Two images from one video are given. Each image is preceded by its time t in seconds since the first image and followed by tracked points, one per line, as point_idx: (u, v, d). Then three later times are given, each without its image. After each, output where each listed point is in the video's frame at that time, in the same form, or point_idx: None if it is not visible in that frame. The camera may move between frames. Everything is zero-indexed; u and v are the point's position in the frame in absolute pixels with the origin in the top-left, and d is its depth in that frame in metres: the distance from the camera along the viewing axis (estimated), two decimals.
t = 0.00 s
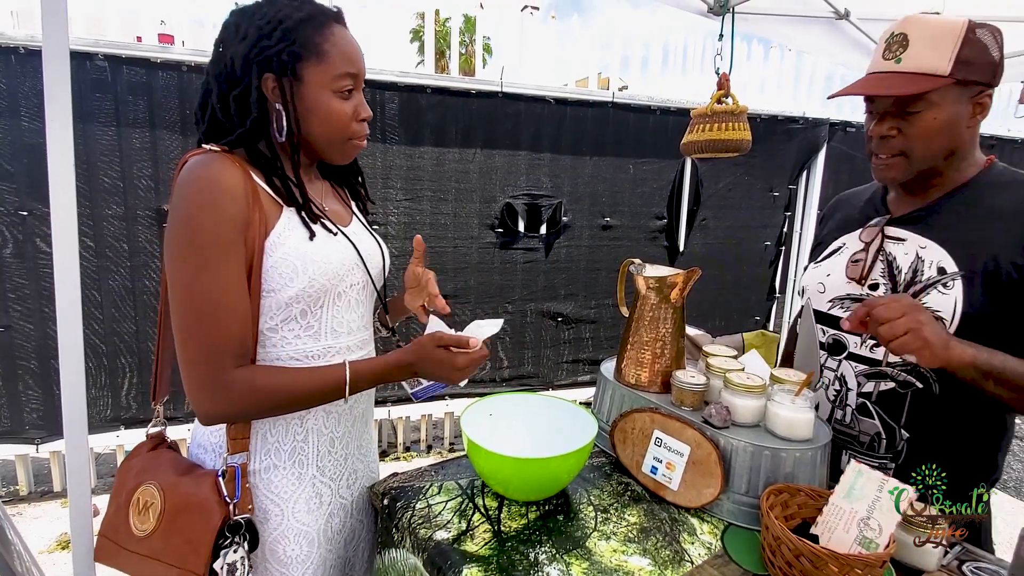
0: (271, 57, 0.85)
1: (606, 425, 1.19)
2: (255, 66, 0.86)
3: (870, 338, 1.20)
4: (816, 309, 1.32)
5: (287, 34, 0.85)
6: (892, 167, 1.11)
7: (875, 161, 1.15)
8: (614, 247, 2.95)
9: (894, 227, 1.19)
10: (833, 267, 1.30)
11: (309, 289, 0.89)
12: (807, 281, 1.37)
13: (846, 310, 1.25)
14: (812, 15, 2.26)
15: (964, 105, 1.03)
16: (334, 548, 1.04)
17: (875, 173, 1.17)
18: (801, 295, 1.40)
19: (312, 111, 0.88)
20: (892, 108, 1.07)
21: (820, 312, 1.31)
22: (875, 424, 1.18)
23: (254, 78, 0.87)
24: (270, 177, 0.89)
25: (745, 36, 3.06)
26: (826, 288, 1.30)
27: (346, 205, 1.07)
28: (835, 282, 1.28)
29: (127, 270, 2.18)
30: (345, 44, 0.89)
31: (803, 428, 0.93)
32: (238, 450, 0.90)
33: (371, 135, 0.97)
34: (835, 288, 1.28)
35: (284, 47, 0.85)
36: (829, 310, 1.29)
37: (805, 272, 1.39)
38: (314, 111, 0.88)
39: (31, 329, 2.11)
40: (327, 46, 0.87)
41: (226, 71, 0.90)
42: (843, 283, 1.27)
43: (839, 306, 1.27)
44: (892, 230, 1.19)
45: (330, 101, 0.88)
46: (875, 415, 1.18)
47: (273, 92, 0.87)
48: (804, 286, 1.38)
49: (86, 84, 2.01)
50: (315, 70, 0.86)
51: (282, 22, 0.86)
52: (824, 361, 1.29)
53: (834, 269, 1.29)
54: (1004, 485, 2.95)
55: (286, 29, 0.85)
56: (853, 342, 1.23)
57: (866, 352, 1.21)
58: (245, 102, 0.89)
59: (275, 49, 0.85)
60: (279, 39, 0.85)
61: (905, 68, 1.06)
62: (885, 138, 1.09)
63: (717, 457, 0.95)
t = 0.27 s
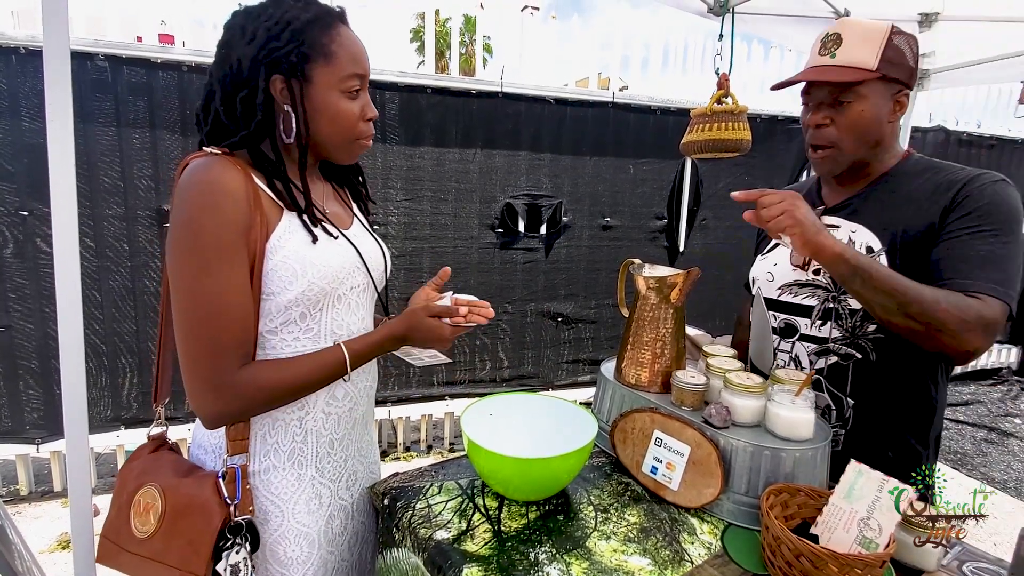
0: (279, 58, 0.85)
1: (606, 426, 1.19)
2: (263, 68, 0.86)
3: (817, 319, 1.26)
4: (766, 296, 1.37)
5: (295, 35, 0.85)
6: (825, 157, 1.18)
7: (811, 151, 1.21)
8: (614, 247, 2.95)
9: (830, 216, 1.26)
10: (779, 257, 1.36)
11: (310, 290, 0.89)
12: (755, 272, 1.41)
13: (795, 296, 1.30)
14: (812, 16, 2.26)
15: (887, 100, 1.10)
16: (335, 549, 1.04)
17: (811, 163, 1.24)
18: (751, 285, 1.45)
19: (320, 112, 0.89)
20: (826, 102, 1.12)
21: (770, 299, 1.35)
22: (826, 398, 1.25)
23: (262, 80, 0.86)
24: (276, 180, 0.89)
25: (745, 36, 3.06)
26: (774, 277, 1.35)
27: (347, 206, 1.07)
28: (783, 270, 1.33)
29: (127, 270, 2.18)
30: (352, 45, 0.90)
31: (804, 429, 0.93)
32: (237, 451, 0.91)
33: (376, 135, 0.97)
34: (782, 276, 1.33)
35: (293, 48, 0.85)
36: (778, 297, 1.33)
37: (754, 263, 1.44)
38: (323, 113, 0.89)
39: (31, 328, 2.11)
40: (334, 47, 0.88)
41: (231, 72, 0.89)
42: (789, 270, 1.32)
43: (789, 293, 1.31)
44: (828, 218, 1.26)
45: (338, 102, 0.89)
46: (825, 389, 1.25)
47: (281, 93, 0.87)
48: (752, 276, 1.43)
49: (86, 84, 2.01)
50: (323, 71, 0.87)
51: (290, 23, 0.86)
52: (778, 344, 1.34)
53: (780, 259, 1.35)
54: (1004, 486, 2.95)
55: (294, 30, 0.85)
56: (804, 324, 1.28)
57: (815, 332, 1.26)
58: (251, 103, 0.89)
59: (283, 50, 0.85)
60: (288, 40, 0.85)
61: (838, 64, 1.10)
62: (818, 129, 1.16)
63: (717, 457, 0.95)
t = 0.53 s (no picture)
0: (282, 61, 0.85)
1: (605, 426, 1.20)
2: (267, 70, 0.86)
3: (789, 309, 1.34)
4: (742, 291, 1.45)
5: (300, 38, 0.86)
6: (805, 159, 1.27)
7: (790, 156, 1.30)
8: (614, 248, 2.96)
9: (800, 211, 1.34)
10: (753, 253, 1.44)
11: (311, 292, 0.90)
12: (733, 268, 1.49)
13: (769, 289, 1.39)
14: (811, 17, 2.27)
15: (857, 105, 1.20)
16: (334, 551, 1.04)
17: (787, 165, 1.33)
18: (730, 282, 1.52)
19: (323, 114, 0.89)
20: (804, 108, 1.22)
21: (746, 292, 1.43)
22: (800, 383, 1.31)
23: (266, 82, 0.86)
24: (277, 183, 0.90)
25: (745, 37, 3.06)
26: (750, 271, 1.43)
27: (346, 209, 1.08)
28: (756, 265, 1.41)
29: (128, 271, 2.18)
30: (354, 47, 0.91)
31: (802, 429, 0.94)
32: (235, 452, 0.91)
33: (377, 138, 0.98)
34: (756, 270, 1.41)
35: (297, 50, 0.85)
36: (754, 290, 1.42)
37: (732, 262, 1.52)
38: (326, 115, 0.89)
39: (32, 329, 2.11)
40: (337, 49, 0.88)
41: (234, 73, 0.90)
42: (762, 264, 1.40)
43: (763, 285, 1.40)
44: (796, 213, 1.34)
45: (340, 104, 0.89)
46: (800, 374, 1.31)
47: (285, 95, 0.87)
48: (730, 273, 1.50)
49: (87, 85, 2.02)
50: (326, 73, 0.87)
51: (294, 26, 0.86)
52: (754, 335, 1.41)
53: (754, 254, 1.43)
54: (1003, 486, 2.96)
55: (299, 33, 0.86)
56: (777, 314, 1.36)
57: (786, 321, 1.34)
58: (253, 105, 0.89)
59: (287, 53, 0.85)
60: (291, 42, 0.85)
61: (814, 73, 1.21)
62: (797, 134, 1.25)
63: (716, 457, 0.95)
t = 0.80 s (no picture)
0: (282, 63, 0.86)
1: (603, 426, 1.20)
2: (267, 72, 0.86)
3: (774, 309, 1.33)
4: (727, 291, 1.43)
5: (300, 39, 0.86)
6: (786, 157, 1.26)
7: (772, 154, 1.29)
8: (614, 249, 2.96)
9: (788, 213, 1.34)
10: (739, 253, 1.43)
11: (305, 293, 0.90)
12: (716, 268, 1.48)
13: (752, 288, 1.37)
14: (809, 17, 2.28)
15: (837, 106, 1.21)
16: (330, 551, 1.04)
17: (771, 164, 1.32)
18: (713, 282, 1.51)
19: (322, 115, 0.90)
20: (787, 107, 1.21)
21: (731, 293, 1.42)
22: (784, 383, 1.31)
23: (265, 83, 0.87)
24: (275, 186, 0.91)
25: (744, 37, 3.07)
26: (735, 272, 1.42)
27: (342, 210, 1.08)
28: (741, 266, 1.40)
29: (128, 271, 2.18)
30: (353, 50, 0.91)
31: (800, 429, 0.94)
32: (234, 453, 0.92)
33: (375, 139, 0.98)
34: (742, 270, 1.40)
35: (297, 52, 0.86)
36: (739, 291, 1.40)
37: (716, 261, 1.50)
38: (325, 117, 0.90)
39: (33, 330, 2.12)
40: (336, 51, 0.89)
41: (233, 75, 0.90)
42: (747, 264, 1.39)
43: (748, 285, 1.38)
44: (783, 215, 1.34)
45: (339, 105, 0.90)
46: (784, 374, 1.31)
47: (284, 97, 0.87)
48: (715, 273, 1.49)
49: (87, 86, 2.02)
50: (325, 75, 0.88)
51: (293, 27, 0.87)
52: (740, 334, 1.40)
53: (740, 255, 1.42)
54: (1003, 486, 2.96)
55: (298, 35, 0.86)
56: (762, 314, 1.35)
57: (772, 321, 1.33)
58: (252, 107, 0.89)
59: (286, 55, 0.85)
60: (291, 44, 0.86)
61: (796, 72, 1.20)
62: (779, 133, 1.25)
63: (714, 456, 0.95)
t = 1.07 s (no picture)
0: (277, 64, 0.86)
1: (602, 426, 1.20)
2: (262, 73, 0.87)
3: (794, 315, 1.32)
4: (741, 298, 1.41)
5: (294, 40, 0.87)
6: (797, 168, 1.26)
7: (780, 165, 1.29)
8: (613, 250, 2.97)
9: (800, 217, 1.33)
10: (750, 259, 1.40)
11: (304, 295, 0.90)
12: (727, 275, 1.45)
13: (768, 294, 1.36)
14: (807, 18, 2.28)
15: (844, 111, 1.22)
16: (327, 552, 1.05)
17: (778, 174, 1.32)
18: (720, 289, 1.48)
19: (317, 116, 0.90)
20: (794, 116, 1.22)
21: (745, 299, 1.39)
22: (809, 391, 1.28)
23: (261, 85, 0.87)
24: (272, 186, 0.91)
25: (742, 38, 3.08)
26: (747, 278, 1.40)
27: (340, 211, 1.09)
28: (755, 272, 1.38)
29: (127, 273, 2.19)
30: (348, 51, 0.92)
31: (797, 429, 0.94)
32: (232, 455, 0.92)
33: (371, 140, 0.98)
34: (755, 276, 1.38)
35: (291, 54, 0.86)
36: (754, 297, 1.38)
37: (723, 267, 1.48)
38: (321, 118, 0.90)
39: (32, 332, 2.12)
40: (331, 52, 0.89)
41: (228, 78, 0.90)
42: (761, 270, 1.37)
43: (764, 291, 1.36)
44: (795, 219, 1.33)
45: (334, 106, 0.90)
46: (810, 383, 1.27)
47: (280, 98, 0.88)
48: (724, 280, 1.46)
49: (86, 88, 2.02)
50: (320, 76, 0.88)
51: (288, 29, 0.87)
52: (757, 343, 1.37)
53: (752, 261, 1.39)
54: (1002, 486, 2.96)
55: (293, 36, 0.87)
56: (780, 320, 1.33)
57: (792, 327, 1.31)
58: (248, 109, 0.90)
59: (281, 56, 0.86)
60: (286, 45, 0.86)
61: (801, 82, 1.21)
62: (787, 144, 1.25)
63: (711, 457, 0.96)
